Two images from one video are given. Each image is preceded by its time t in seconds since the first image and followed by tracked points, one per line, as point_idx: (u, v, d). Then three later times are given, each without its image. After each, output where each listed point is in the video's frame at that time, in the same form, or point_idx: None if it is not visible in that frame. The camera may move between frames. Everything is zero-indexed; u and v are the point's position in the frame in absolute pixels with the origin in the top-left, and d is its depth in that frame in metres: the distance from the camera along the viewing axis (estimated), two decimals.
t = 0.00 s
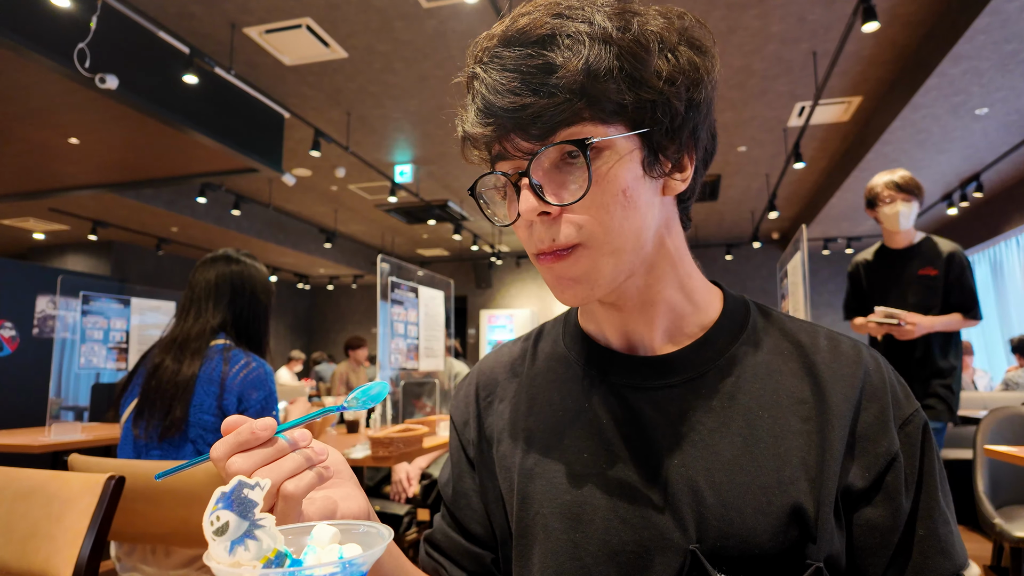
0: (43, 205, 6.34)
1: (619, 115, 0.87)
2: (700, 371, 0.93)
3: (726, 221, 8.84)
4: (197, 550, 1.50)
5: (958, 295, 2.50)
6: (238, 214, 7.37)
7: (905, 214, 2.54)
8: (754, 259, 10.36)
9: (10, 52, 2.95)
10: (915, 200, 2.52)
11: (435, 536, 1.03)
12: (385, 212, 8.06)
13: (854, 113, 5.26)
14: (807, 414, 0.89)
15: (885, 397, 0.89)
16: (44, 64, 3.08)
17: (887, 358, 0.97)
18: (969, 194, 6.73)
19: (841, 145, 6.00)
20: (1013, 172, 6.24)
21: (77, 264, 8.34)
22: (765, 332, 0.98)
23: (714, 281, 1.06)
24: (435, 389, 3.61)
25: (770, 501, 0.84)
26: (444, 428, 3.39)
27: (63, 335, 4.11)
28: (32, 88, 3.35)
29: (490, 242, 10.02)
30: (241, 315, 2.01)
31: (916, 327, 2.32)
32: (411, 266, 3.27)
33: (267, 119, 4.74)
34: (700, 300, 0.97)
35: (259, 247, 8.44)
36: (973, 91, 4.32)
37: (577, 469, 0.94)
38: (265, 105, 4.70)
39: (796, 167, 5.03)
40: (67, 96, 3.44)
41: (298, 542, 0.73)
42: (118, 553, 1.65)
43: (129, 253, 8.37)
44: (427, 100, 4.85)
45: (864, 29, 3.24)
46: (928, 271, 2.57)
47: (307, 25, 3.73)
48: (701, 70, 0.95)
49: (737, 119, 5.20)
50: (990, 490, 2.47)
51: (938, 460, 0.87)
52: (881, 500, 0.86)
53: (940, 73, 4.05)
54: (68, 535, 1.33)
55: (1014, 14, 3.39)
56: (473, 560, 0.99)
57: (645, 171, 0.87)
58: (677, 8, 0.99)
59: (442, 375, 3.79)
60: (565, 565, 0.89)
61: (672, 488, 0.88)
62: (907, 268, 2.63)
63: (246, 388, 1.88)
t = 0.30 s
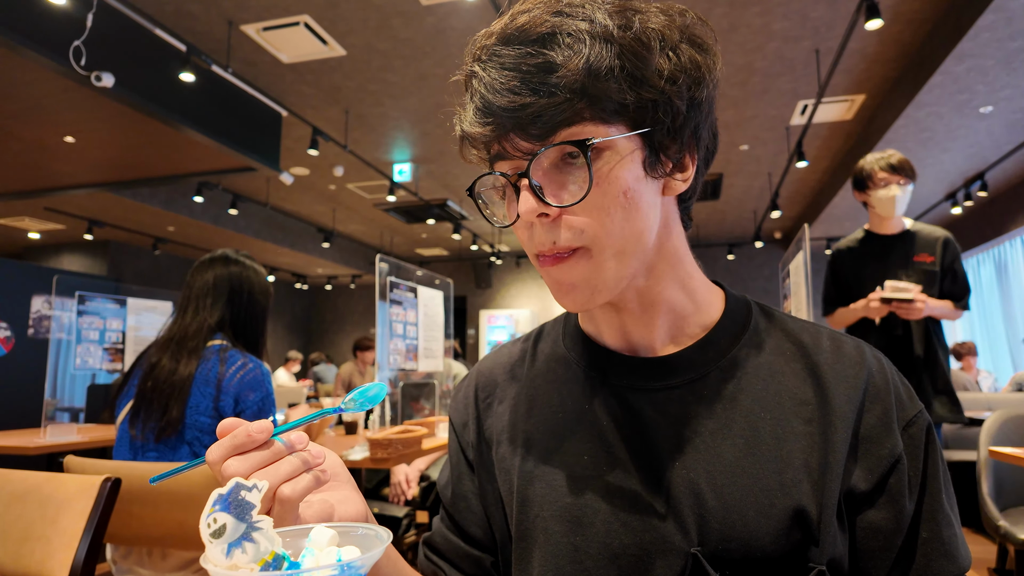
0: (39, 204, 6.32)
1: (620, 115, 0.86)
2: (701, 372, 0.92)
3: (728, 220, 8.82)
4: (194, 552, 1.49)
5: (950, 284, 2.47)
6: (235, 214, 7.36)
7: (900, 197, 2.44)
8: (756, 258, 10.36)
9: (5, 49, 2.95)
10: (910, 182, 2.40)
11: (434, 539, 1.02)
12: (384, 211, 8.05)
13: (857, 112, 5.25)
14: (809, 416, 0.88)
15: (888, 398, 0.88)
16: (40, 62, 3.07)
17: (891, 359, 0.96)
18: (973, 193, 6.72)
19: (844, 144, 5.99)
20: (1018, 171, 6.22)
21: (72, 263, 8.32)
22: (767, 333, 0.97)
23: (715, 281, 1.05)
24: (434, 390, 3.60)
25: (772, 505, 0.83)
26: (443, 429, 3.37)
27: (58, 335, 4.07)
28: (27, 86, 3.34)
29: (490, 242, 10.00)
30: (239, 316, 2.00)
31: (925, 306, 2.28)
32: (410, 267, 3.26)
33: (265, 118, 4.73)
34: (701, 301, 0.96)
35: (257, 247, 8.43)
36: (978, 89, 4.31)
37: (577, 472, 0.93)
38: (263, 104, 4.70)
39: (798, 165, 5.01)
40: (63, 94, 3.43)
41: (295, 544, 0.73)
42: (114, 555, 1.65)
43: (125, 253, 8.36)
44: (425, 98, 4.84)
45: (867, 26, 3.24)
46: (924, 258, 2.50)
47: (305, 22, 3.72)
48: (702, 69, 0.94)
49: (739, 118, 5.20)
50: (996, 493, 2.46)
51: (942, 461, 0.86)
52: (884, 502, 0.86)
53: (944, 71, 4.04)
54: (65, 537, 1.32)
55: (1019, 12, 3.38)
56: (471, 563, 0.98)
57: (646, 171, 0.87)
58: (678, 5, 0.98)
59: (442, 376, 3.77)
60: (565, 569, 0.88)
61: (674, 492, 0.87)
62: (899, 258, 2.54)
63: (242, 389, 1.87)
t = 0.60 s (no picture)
0: (35, 203, 6.31)
1: (622, 114, 0.85)
2: (704, 373, 0.91)
3: (730, 220, 8.81)
4: (191, 555, 1.48)
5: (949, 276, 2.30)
6: (233, 213, 7.34)
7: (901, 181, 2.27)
8: (759, 258, 10.34)
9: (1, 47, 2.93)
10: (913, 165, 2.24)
11: (433, 542, 1.01)
12: (382, 210, 8.04)
13: (861, 110, 5.24)
14: (812, 417, 0.88)
15: (892, 400, 0.87)
16: (36, 60, 3.05)
17: (895, 360, 0.95)
18: (978, 192, 6.71)
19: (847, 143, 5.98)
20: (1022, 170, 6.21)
21: (68, 263, 8.30)
22: (769, 333, 0.97)
23: (717, 281, 1.04)
24: (434, 391, 3.59)
25: (775, 507, 0.83)
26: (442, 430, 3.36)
27: (53, 335, 4.16)
28: (24, 84, 3.32)
29: (490, 241, 9.99)
30: (237, 316, 1.99)
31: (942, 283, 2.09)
32: (409, 266, 3.25)
33: (262, 117, 4.71)
34: (703, 301, 0.96)
35: (255, 246, 8.42)
36: (982, 87, 4.31)
37: (578, 473, 0.93)
38: (260, 102, 4.68)
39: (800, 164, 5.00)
40: (59, 92, 3.42)
41: (293, 547, 0.72)
42: (110, 558, 1.64)
43: (121, 252, 8.34)
44: (425, 97, 4.83)
45: (870, 23, 3.23)
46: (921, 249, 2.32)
47: (303, 19, 3.71)
48: (704, 66, 0.94)
49: (740, 116, 5.19)
50: (1001, 494, 2.45)
51: (947, 463, 0.86)
52: (889, 505, 0.85)
53: (947, 69, 4.03)
54: (60, 540, 1.31)
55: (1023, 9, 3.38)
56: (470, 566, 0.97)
57: (648, 170, 0.86)
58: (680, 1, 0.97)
59: (441, 376, 3.76)
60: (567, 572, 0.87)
61: (676, 495, 0.86)
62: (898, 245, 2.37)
63: (240, 390, 1.86)
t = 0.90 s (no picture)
0: (30, 202, 6.28)
1: (625, 111, 0.84)
2: (705, 374, 0.90)
3: (733, 219, 8.81)
4: (188, 558, 1.48)
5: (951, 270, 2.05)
6: (229, 212, 7.32)
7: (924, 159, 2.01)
8: (762, 258, 10.32)
9: None
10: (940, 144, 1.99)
11: (432, 545, 1.00)
12: (380, 209, 8.03)
13: (864, 108, 5.23)
14: (815, 419, 0.87)
15: (896, 402, 0.87)
16: (32, 59, 3.03)
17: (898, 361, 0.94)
18: (982, 191, 6.70)
19: (850, 141, 5.97)
20: None
21: (63, 263, 8.29)
22: (772, 334, 0.96)
23: (719, 280, 1.04)
24: (433, 392, 3.58)
25: (777, 510, 0.82)
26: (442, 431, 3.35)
27: (49, 336, 4.16)
28: (19, 82, 3.31)
29: (490, 241, 9.98)
30: (237, 317, 1.98)
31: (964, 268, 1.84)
32: (408, 266, 3.24)
33: (260, 115, 4.69)
34: (706, 302, 0.95)
35: (253, 246, 8.41)
36: (986, 86, 4.30)
37: (578, 476, 0.92)
38: (258, 100, 4.66)
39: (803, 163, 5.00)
40: (54, 91, 3.40)
41: (291, 549, 0.73)
42: (105, 560, 1.63)
43: (117, 252, 8.32)
44: (424, 95, 4.82)
45: (874, 21, 3.22)
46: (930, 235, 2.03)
47: (301, 17, 3.70)
48: (707, 64, 0.93)
49: (742, 114, 5.18)
50: (1005, 496, 2.44)
51: (951, 465, 0.85)
52: (892, 508, 0.84)
53: (952, 67, 4.02)
54: (56, 542, 1.30)
55: None
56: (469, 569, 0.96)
57: (650, 169, 0.85)
58: None
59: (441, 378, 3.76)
60: None
61: (678, 499, 0.86)
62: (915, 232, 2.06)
63: (238, 392, 1.86)
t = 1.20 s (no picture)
0: (25, 201, 6.28)
1: (622, 108, 0.83)
2: (708, 375, 0.89)
3: (735, 218, 8.79)
4: (185, 560, 1.47)
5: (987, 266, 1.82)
6: (226, 211, 7.32)
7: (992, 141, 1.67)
8: (764, 257, 10.30)
9: None
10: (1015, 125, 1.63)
11: (432, 548, 0.99)
12: (379, 209, 8.02)
13: (868, 106, 5.22)
14: (819, 421, 0.86)
15: (901, 403, 0.86)
16: (27, 57, 3.02)
17: (902, 362, 0.93)
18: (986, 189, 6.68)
19: (854, 140, 5.96)
20: None
21: (59, 263, 8.28)
22: (775, 335, 0.95)
23: (722, 281, 1.03)
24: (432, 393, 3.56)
25: (781, 513, 0.81)
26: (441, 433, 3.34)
27: (44, 336, 4.19)
28: (15, 79, 3.30)
29: (490, 241, 9.96)
30: (238, 319, 1.97)
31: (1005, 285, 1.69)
32: (407, 266, 3.24)
33: (257, 113, 4.68)
34: (709, 302, 0.94)
35: (250, 245, 8.39)
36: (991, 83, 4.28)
37: (579, 478, 0.91)
38: (255, 98, 4.65)
39: (807, 161, 4.98)
40: (50, 89, 3.39)
41: (289, 552, 0.72)
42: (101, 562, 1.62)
43: (114, 252, 8.32)
44: (423, 93, 4.81)
45: (878, 18, 3.21)
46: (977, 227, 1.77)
47: (299, 14, 3.68)
48: (706, 59, 0.92)
49: (744, 113, 5.17)
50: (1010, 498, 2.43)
51: (956, 467, 0.84)
52: (897, 511, 0.83)
53: (956, 65, 4.01)
54: (51, 544, 1.29)
55: None
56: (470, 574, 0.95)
57: (650, 166, 0.84)
58: None
59: (440, 379, 3.74)
60: None
61: (681, 501, 0.85)
62: (959, 228, 1.75)
63: (239, 397, 1.84)
